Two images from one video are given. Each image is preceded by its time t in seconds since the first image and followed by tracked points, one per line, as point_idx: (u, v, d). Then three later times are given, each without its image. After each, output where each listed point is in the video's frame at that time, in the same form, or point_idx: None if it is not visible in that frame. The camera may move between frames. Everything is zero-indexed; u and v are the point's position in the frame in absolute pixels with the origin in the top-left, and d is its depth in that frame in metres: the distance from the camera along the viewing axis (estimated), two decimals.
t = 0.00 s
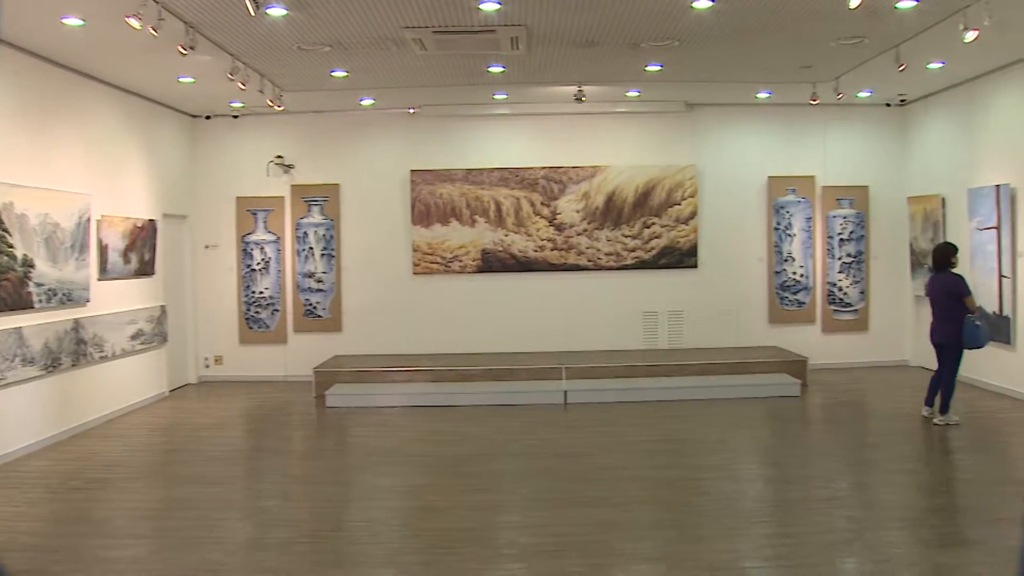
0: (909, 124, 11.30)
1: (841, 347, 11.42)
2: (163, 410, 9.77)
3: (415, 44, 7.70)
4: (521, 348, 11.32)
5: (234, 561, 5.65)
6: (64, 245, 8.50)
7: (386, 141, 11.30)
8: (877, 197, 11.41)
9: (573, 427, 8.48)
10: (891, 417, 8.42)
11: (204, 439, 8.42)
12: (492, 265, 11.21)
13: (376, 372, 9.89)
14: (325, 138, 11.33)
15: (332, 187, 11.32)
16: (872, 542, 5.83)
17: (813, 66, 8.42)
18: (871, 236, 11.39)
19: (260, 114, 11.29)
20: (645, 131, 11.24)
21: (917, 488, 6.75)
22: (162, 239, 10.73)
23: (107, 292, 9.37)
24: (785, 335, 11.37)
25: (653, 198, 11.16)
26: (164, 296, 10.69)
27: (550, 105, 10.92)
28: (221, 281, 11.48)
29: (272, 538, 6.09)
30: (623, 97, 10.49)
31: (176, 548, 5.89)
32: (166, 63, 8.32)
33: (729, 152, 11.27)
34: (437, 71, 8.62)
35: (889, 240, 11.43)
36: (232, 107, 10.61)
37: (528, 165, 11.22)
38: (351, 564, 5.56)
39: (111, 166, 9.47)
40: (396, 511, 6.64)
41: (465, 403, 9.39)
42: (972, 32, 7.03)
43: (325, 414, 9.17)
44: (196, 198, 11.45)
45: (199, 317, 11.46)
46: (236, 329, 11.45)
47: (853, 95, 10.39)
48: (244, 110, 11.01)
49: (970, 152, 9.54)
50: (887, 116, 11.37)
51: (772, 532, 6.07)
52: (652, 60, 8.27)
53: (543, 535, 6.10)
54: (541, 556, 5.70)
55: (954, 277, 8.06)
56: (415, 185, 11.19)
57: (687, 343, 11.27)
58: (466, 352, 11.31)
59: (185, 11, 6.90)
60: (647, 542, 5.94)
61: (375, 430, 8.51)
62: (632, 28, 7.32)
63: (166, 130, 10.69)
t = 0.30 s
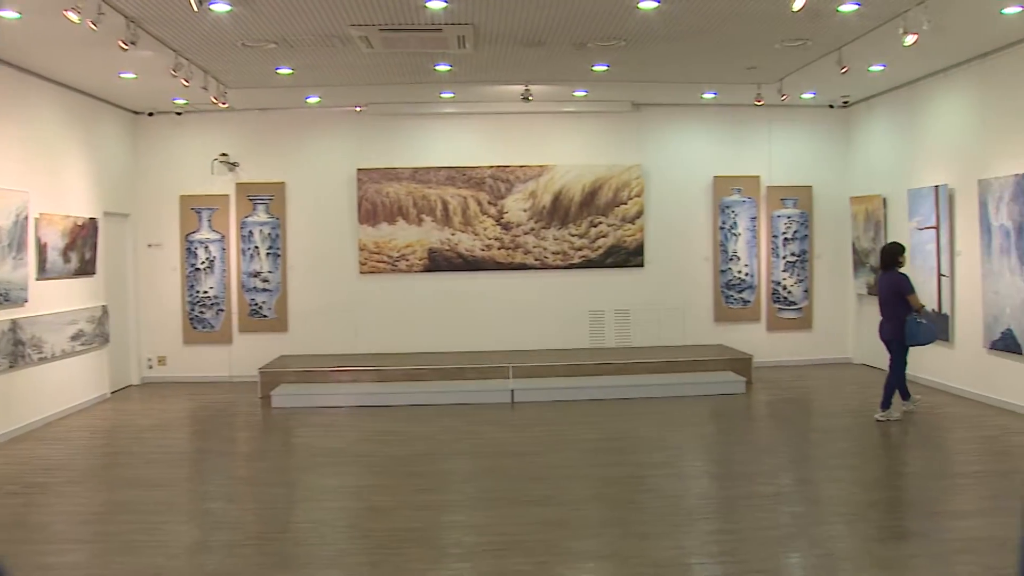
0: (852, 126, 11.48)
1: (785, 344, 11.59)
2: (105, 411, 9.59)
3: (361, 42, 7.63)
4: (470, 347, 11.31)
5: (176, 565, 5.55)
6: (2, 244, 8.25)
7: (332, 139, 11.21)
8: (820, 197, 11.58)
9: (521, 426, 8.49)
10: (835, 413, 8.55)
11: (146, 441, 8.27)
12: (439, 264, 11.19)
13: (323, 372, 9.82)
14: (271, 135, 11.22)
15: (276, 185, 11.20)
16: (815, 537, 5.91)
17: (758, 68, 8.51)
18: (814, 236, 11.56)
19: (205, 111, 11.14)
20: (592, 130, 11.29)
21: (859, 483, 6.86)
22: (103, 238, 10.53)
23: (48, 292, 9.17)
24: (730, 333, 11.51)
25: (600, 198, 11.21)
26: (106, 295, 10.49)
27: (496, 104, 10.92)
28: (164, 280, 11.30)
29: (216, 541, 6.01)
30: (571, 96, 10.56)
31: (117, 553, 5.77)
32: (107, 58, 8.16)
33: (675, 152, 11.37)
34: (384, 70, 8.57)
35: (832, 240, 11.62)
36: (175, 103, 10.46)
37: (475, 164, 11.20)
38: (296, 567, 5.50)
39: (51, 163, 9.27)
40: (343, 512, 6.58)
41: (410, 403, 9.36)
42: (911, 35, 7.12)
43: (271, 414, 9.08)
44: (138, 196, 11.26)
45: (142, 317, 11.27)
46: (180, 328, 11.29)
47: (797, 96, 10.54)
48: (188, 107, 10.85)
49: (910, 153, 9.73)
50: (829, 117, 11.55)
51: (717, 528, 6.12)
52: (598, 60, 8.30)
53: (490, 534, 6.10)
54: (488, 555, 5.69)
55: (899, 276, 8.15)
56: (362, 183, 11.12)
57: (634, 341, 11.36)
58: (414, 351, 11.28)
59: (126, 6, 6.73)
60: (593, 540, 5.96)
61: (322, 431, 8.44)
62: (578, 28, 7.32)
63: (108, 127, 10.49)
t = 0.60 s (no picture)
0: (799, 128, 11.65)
1: (733, 343, 11.73)
2: (49, 414, 9.39)
3: (309, 40, 7.55)
4: (420, 347, 11.27)
5: (120, 570, 5.44)
6: None
7: (280, 137, 11.11)
8: (767, 197, 11.74)
9: (472, 426, 8.48)
10: (782, 411, 8.66)
11: (89, 445, 8.11)
12: (389, 264, 11.14)
13: (272, 373, 9.74)
14: (217, 134, 11.08)
15: (224, 185, 11.07)
16: (762, 533, 5.96)
17: (706, 69, 8.57)
18: (761, 236, 11.72)
19: (150, 109, 10.96)
20: (542, 130, 11.31)
21: (806, 479, 6.94)
22: (46, 238, 10.30)
23: None
24: (679, 332, 11.64)
25: (550, 198, 11.25)
26: (48, 296, 10.27)
27: (445, 103, 10.90)
28: (109, 280, 11.10)
29: (162, 545, 5.91)
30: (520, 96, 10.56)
31: (59, 559, 5.64)
32: (48, 53, 7.97)
33: (625, 152, 11.43)
34: (331, 68, 8.50)
35: (778, 240, 11.78)
36: (119, 100, 10.28)
37: (425, 164, 11.17)
38: (243, 570, 5.43)
39: None
40: (292, 514, 6.51)
41: (357, 403, 9.31)
42: (855, 39, 7.24)
43: (218, 416, 8.97)
44: (82, 195, 11.05)
45: (86, 318, 11.06)
46: (125, 329, 11.10)
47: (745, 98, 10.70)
48: (133, 104, 10.68)
49: (855, 155, 9.89)
50: (775, 118, 11.71)
51: (666, 526, 6.15)
52: (548, 60, 8.31)
53: (440, 534, 6.07)
54: (437, 556, 5.66)
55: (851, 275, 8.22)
56: (310, 182, 11.04)
57: (583, 341, 11.42)
58: (365, 351, 11.22)
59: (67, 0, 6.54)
60: (543, 539, 5.95)
61: (270, 433, 8.36)
62: (527, 27, 7.30)
63: (50, 124, 10.26)
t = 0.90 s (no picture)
0: (749, 131, 11.83)
1: (682, 343, 11.91)
2: None
3: (258, 38, 7.46)
4: (372, 348, 11.22)
5: None
6: None
7: (228, 136, 10.99)
8: (715, 198, 11.91)
9: (424, 427, 8.45)
10: (731, 409, 8.74)
11: (31, 451, 7.92)
12: (339, 264, 11.06)
13: (222, 375, 9.64)
14: (165, 132, 10.94)
15: (172, 184, 10.93)
16: (712, 532, 6.00)
17: (656, 70, 8.62)
18: (710, 237, 11.89)
19: (95, 107, 10.77)
20: (493, 131, 11.34)
21: (755, 477, 7.01)
22: None
23: None
24: (630, 331, 11.75)
25: (501, 198, 11.28)
26: None
27: (396, 103, 10.86)
28: (52, 282, 10.88)
29: (108, 551, 5.79)
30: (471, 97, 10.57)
31: None
32: None
33: (576, 153, 11.50)
34: (280, 67, 8.42)
35: (727, 240, 11.97)
36: (63, 98, 10.09)
37: (375, 163, 11.12)
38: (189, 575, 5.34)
39: None
40: (241, 517, 6.43)
41: (305, 405, 9.26)
42: (804, 42, 7.27)
43: (165, 419, 8.84)
44: (24, 194, 10.81)
45: (29, 320, 10.82)
46: (69, 332, 10.88)
47: (695, 99, 10.75)
48: (78, 102, 10.49)
49: (803, 157, 10.06)
50: (723, 120, 11.89)
51: (617, 525, 6.16)
52: (498, 60, 8.29)
53: (392, 536, 6.03)
54: (388, 558, 5.62)
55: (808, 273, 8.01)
56: (259, 182, 10.94)
57: (535, 341, 11.45)
58: (317, 352, 11.14)
59: None
60: (496, 540, 5.93)
61: (219, 435, 8.26)
62: (478, 27, 7.27)
63: None
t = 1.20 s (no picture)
0: (702, 132, 11.99)
1: (636, 343, 12.02)
2: None
3: (210, 36, 7.37)
4: (327, 349, 11.16)
5: None
6: None
7: (180, 135, 10.86)
8: (670, 199, 12.04)
9: (378, 428, 8.43)
10: (685, 409, 8.81)
11: None
12: (293, 265, 11.01)
13: (173, 377, 9.54)
14: (116, 131, 10.78)
15: (123, 184, 10.77)
16: (666, 531, 6.02)
17: (611, 72, 8.67)
18: (665, 237, 12.03)
19: (44, 104, 10.58)
20: (448, 130, 11.34)
21: (709, 475, 7.05)
22: None
23: None
24: (586, 331, 11.82)
25: (456, 199, 11.31)
26: None
27: (350, 102, 10.83)
28: None
29: (55, 557, 5.65)
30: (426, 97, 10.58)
31: None
32: None
33: (531, 153, 11.56)
34: (233, 65, 8.33)
35: (681, 241, 12.12)
36: (10, 95, 9.89)
37: (329, 163, 11.07)
38: None
39: None
40: (193, 520, 6.33)
41: (257, 407, 9.20)
42: (757, 45, 7.37)
43: (115, 422, 8.72)
44: None
45: None
46: (18, 334, 10.68)
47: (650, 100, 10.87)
48: (27, 99, 10.29)
49: (756, 159, 10.20)
50: (677, 121, 12.03)
51: (572, 525, 6.16)
52: (453, 61, 8.28)
53: (346, 538, 5.98)
54: (342, 561, 5.56)
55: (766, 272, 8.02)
56: (212, 182, 10.83)
57: (490, 342, 11.49)
58: (272, 353, 11.05)
59: None
60: (451, 541, 5.90)
61: (170, 439, 8.16)
62: (433, 27, 7.24)
63: None
